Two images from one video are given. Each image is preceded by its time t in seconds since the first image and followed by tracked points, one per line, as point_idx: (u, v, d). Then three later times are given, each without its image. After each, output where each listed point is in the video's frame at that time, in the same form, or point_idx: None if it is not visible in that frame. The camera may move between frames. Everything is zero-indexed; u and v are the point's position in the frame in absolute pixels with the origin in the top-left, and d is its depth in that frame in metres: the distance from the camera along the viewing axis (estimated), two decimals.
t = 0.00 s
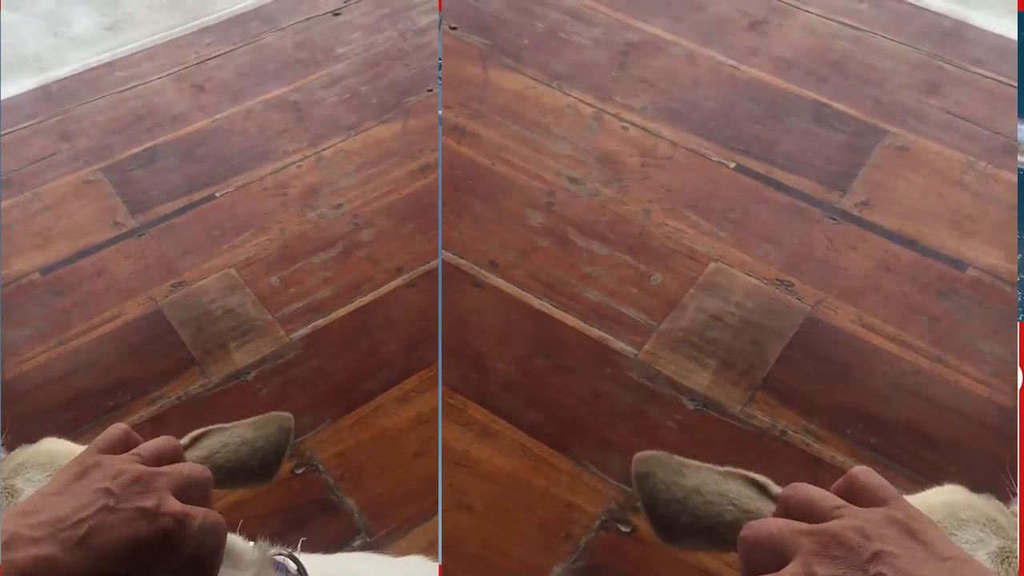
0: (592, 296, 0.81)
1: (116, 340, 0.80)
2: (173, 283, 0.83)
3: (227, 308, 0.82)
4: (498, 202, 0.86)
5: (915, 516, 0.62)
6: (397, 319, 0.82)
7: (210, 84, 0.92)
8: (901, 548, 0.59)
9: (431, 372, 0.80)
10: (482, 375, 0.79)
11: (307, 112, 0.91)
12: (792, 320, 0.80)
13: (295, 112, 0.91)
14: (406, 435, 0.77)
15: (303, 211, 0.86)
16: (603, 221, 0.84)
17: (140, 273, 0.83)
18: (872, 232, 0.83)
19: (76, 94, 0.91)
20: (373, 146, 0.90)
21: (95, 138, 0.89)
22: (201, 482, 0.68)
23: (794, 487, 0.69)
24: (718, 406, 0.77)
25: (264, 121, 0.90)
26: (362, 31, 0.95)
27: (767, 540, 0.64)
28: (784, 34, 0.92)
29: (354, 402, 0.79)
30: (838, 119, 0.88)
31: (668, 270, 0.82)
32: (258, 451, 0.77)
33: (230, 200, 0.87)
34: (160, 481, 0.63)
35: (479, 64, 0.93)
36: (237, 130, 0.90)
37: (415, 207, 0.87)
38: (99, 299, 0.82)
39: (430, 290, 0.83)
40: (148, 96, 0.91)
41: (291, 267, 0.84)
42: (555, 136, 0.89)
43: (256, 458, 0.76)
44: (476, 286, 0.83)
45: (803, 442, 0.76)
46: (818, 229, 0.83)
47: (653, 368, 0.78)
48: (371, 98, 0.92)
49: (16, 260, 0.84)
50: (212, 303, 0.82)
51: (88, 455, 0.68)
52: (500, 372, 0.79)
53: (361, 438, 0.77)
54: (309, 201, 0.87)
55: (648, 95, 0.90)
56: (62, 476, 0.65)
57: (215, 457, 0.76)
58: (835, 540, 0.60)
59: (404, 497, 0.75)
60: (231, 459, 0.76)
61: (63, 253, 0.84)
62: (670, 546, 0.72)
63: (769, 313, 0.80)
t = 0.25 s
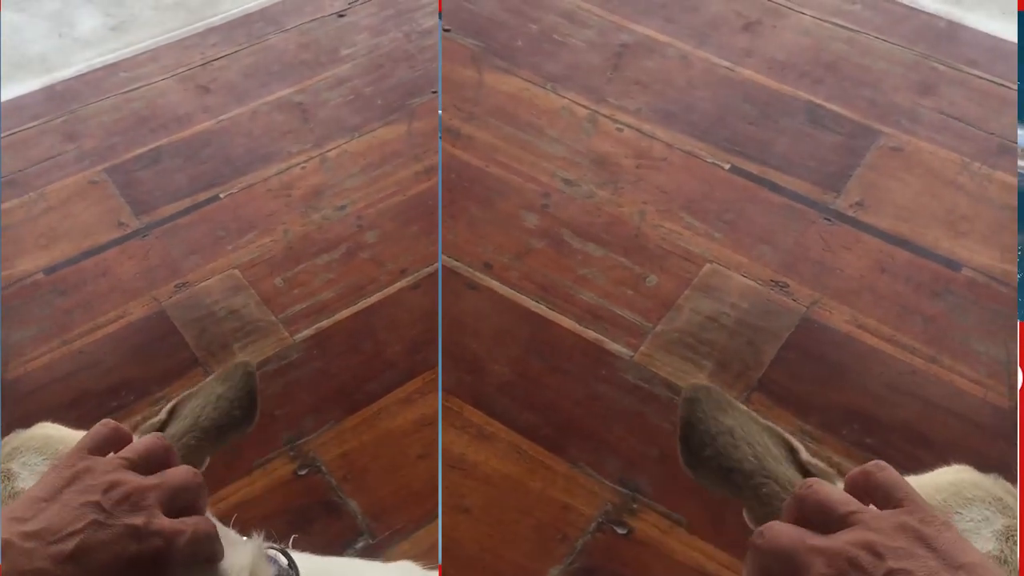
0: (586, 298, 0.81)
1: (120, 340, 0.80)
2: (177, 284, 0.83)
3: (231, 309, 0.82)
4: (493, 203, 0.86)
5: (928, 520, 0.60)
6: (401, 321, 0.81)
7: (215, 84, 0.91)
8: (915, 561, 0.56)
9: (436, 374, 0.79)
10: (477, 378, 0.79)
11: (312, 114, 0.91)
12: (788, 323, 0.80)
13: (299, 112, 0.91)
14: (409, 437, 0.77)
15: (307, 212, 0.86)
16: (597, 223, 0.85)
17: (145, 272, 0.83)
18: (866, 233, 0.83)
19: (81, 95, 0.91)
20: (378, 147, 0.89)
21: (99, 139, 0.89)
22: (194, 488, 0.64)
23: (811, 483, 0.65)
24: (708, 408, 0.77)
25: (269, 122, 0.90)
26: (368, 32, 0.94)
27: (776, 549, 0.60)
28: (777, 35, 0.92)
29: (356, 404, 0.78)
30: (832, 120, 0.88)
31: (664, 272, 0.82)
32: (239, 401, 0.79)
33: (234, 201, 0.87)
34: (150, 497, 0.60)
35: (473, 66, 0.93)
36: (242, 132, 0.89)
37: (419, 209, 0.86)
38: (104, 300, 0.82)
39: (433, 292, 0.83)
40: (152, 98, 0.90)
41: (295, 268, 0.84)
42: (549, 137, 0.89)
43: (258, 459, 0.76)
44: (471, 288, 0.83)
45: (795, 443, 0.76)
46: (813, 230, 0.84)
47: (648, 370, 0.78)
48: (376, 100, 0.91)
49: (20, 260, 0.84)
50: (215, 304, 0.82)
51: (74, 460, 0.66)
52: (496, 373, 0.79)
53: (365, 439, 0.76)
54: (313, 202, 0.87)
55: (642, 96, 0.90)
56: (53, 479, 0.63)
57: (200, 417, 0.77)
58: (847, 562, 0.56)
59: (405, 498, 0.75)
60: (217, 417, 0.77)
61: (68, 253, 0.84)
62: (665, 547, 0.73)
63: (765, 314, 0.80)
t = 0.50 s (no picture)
0: (583, 298, 0.81)
1: (122, 339, 0.80)
2: (180, 284, 0.83)
3: (233, 309, 0.82)
4: (488, 204, 0.86)
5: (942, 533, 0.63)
6: (405, 321, 0.81)
7: (219, 84, 0.91)
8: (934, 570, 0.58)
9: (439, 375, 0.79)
10: (474, 378, 0.79)
11: (315, 114, 0.91)
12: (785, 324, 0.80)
13: (302, 112, 0.91)
14: (411, 437, 0.77)
15: (310, 212, 0.86)
16: (594, 223, 0.85)
17: (148, 271, 0.83)
18: (862, 233, 0.84)
19: (85, 95, 0.90)
20: (381, 147, 0.89)
21: (102, 138, 0.88)
22: (182, 500, 0.68)
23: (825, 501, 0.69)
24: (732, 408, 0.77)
25: (272, 122, 0.90)
26: (371, 32, 0.94)
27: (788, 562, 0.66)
28: (772, 35, 0.92)
29: (359, 404, 0.78)
30: (828, 120, 0.88)
31: (660, 272, 0.83)
32: (227, 378, 0.79)
33: (238, 201, 0.87)
34: (139, 511, 0.64)
35: (469, 67, 0.93)
36: (246, 132, 0.89)
37: (420, 209, 0.86)
38: (107, 299, 0.82)
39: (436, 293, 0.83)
40: (156, 98, 0.90)
41: (298, 268, 0.84)
42: (545, 138, 0.89)
43: (259, 459, 0.75)
44: (466, 288, 0.83)
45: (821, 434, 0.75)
46: (810, 229, 0.84)
47: (645, 370, 0.79)
48: (379, 100, 0.91)
49: (23, 259, 0.84)
50: (218, 304, 0.82)
51: (67, 471, 0.68)
52: (493, 374, 0.79)
53: (367, 439, 0.76)
54: (316, 202, 0.87)
55: (637, 96, 0.90)
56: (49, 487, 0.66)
57: (193, 398, 0.77)
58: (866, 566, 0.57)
59: (405, 498, 0.75)
60: (208, 397, 0.78)
61: (70, 253, 0.84)
62: (661, 546, 0.73)
63: (761, 314, 0.80)
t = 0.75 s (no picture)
0: (580, 296, 0.82)
1: (124, 337, 0.80)
2: (183, 283, 0.83)
3: (236, 308, 0.82)
4: (485, 203, 0.86)
5: (950, 501, 0.60)
6: (407, 320, 0.82)
7: (221, 83, 0.92)
8: (938, 542, 0.56)
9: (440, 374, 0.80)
10: (472, 377, 0.79)
11: (318, 113, 0.91)
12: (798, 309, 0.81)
13: (305, 111, 0.91)
14: (413, 436, 0.77)
15: (312, 211, 0.87)
16: (590, 221, 0.85)
17: (151, 270, 0.83)
18: (858, 231, 0.84)
19: (87, 94, 0.90)
20: (384, 147, 0.90)
21: (105, 137, 0.89)
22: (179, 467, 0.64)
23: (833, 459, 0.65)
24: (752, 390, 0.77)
25: (274, 121, 0.90)
26: (374, 31, 0.95)
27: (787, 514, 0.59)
28: (768, 34, 0.93)
29: (361, 402, 0.79)
30: (825, 119, 0.88)
31: (657, 270, 0.83)
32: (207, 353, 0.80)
33: (241, 199, 0.87)
34: (133, 477, 0.60)
35: (465, 66, 0.93)
36: (248, 130, 0.90)
37: (422, 208, 0.87)
38: (110, 298, 0.82)
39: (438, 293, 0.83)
40: (159, 97, 0.90)
41: (301, 266, 0.84)
42: (542, 136, 0.89)
43: (261, 458, 0.76)
44: (463, 288, 0.83)
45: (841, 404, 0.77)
46: (806, 227, 0.84)
47: (642, 368, 0.79)
48: (382, 99, 0.92)
49: (27, 258, 0.84)
50: (221, 302, 0.82)
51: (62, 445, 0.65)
52: (490, 372, 0.79)
53: (369, 437, 0.77)
54: (319, 201, 0.87)
55: (633, 95, 0.90)
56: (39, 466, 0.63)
57: (181, 370, 0.79)
58: (868, 535, 0.56)
59: (405, 496, 0.75)
60: (195, 373, 0.79)
61: (74, 251, 0.84)
62: (659, 544, 0.73)
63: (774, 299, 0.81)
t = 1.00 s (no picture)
0: (578, 295, 0.81)
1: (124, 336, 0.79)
2: (185, 282, 0.83)
3: (238, 307, 0.82)
4: (482, 201, 0.86)
5: (962, 506, 0.55)
6: (408, 319, 0.82)
7: (223, 82, 0.92)
8: (946, 551, 0.52)
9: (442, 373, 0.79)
10: (470, 376, 0.79)
11: (319, 111, 0.91)
12: (884, 275, 0.79)
13: (306, 110, 0.91)
14: (415, 435, 0.77)
15: (314, 209, 0.87)
16: (588, 220, 0.85)
17: (153, 269, 0.83)
18: (856, 229, 0.84)
19: (88, 92, 0.90)
20: (385, 145, 0.90)
21: (106, 136, 0.88)
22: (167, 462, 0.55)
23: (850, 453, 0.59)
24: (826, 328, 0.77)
25: (275, 119, 0.90)
26: (376, 30, 0.95)
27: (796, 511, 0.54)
28: (766, 32, 0.93)
29: (363, 402, 0.78)
30: (823, 117, 0.88)
31: (655, 269, 0.83)
32: (137, 297, 0.78)
33: (242, 198, 0.87)
34: (125, 486, 0.53)
35: (463, 64, 0.93)
36: (249, 129, 0.90)
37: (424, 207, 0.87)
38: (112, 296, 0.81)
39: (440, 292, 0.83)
40: (160, 95, 0.90)
41: (303, 265, 0.84)
42: (539, 135, 0.89)
43: (263, 457, 0.75)
44: (460, 286, 0.83)
45: (904, 367, 0.71)
46: (803, 226, 0.84)
47: (640, 367, 0.79)
48: (384, 97, 0.92)
49: (27, 256, 0.83)
50: (222, 300, 0.82)
51: (51, 449, 0.59)
52: (488, 372, 0.79)
53: (370, 436, 0.77)
54: (321, 200, 0.87)
55: (631, 93, 0.90)
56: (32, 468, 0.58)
57: (116, 318, 0.74)
58: (879, 551, 0.51)
59: (407, 495, 0.74)
60: (128, 311, 0.76)
61: (75, 250, 0.84)
62: (658, 543, 0.72)
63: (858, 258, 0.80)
